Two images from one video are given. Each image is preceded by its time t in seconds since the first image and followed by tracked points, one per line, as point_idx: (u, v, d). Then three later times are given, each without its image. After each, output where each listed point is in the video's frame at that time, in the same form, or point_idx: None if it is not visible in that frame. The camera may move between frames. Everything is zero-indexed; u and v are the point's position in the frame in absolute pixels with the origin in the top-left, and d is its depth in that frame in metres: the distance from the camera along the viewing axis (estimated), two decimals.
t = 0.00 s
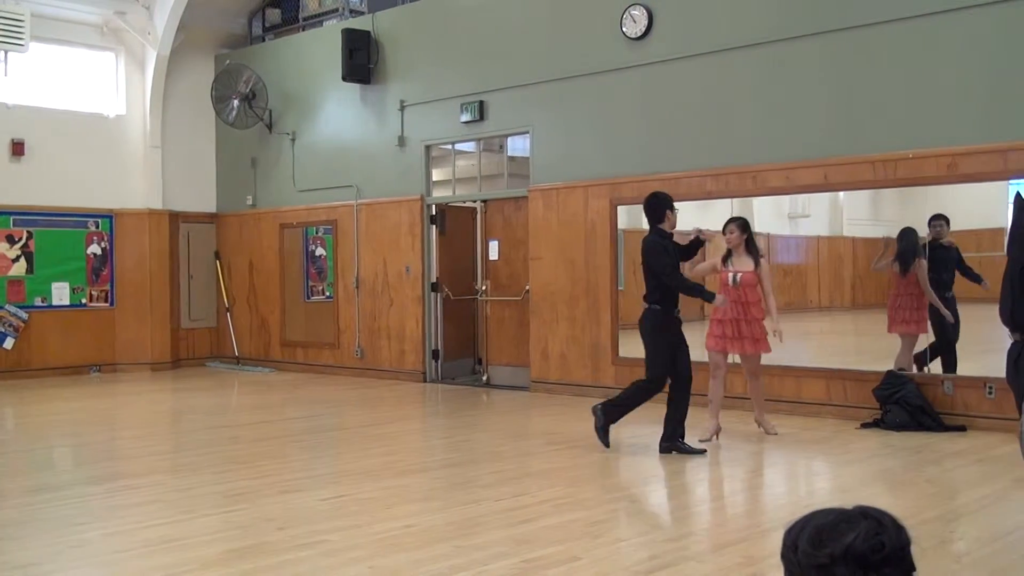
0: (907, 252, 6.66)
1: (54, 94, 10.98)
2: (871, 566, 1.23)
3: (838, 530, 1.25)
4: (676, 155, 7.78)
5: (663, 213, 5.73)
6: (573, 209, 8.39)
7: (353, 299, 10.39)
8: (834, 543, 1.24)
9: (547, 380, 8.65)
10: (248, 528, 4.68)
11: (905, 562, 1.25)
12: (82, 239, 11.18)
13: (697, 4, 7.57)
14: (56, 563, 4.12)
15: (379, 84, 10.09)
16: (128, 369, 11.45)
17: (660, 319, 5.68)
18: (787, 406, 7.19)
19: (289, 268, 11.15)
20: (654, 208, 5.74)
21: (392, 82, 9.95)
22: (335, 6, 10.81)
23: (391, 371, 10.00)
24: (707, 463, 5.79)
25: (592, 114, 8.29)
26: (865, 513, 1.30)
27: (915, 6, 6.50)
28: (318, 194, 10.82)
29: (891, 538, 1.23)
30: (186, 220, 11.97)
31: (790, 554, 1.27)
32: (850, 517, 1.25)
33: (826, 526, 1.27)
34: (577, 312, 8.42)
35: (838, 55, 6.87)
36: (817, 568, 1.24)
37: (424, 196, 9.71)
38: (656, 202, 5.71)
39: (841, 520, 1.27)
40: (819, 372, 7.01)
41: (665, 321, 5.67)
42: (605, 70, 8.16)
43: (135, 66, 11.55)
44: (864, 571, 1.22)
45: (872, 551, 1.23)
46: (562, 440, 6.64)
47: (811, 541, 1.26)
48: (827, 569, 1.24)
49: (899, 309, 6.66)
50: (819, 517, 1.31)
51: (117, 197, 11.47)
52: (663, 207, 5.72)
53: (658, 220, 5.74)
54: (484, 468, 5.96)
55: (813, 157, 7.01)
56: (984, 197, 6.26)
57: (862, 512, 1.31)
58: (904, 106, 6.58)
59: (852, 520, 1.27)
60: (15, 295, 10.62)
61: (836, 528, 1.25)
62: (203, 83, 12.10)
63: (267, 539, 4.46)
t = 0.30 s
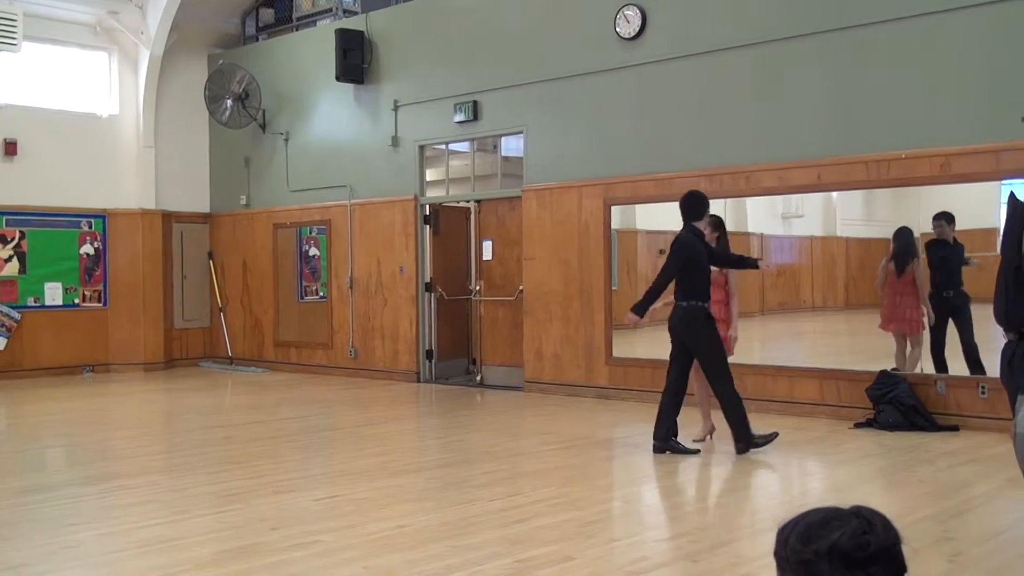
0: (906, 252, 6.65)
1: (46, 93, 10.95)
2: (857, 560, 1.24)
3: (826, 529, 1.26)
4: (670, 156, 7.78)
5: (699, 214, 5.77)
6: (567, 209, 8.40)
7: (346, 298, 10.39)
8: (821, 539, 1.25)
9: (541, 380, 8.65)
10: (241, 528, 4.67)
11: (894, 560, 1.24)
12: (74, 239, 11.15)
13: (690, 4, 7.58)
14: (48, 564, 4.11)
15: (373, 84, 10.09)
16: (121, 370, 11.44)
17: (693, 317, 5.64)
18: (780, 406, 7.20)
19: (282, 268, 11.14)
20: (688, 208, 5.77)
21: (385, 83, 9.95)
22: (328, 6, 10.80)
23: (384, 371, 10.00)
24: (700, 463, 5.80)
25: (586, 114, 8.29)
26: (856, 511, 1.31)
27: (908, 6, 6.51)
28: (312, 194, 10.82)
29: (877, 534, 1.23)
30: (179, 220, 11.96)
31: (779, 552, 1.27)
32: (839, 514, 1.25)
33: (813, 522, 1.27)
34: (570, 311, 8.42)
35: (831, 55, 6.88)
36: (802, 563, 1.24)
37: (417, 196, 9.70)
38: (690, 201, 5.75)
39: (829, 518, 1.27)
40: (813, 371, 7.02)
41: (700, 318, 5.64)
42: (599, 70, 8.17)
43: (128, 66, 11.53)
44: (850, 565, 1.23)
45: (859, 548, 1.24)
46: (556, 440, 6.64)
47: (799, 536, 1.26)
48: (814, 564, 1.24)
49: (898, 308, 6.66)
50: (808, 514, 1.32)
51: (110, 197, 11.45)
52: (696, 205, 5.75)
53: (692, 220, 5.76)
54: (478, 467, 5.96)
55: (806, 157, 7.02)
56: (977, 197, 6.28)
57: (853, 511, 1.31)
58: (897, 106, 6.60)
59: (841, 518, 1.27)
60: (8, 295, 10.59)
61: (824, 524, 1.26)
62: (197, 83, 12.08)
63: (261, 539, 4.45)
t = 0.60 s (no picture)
0: (900, 253, 6.70)
1: (41, 93, 10.94)
2: (855, 558, 1.24)
3: (821, 527, 1.26)
4: (666, 156, 7.78)
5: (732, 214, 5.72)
6: (563, 209, 8.39)
7: (342, 298, 10.38)
8: (816, 538, 1.25)
9: (537, 380, 8.65)
10: (237, 528, 4.67)
11: (890, 558, 1.25)
12: (70, 239, 11.14)
13: (686, 4, 7.59)
14: (43, 565, 4.11)
15: (368, 84, 10.08)
16: (116, 370, 11.43)
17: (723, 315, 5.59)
18: (776, 406, 7.20)
19: (278, 268, 11.13)
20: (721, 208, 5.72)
21: (381, 83, 9.95)
22: (324, 6, 10.79)
23: (380, 371, 9.99)
24: (696, 463, 5.81)
25: (582, 113, 8.29)
26: (855, 512, 1.31)
27: (903, 7, 6.52)
28: (307, 194, 10.81)
29: (875, 534, 1.24)
30: (174, 220, 11.94)
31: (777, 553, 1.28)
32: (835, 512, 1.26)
33: (810, 523, 1.28)
34: (567, 311, 8.42)
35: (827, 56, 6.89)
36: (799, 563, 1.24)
37: (413, 196, 9.70)
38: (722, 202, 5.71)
39: (825, 517, 1.28)
40: (809, 371, 7.02)
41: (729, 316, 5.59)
42: (595, 70, 8.17)
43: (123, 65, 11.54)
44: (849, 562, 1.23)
45: (855, 547, 1.24)
46: (551, 440, 6.64)
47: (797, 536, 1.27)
48: (814, 562, 1.25)
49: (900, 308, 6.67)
50: (805, 516, 1.32)
51: (106, 196, 11.44)
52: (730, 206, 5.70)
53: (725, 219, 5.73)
54: (474, 468, 5.96)
55: (802, 157, 7.02)
56: (973, 197, 6.27)
57: (851, 513, 1.31)
58: (893, 106, 6.60)
59: (837, 518, 1.27)
60: (4, 295, 10.58)
61: (820, 524, 1.26)
62: (192, 83, 12.07)
63: (257, 539, 4.45)
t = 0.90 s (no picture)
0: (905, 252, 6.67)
1: (44, 93, 10.95)
2: (858, 557, 1.24)
3: (823, 527, 1.26)
4: (668, 155, 7.79)
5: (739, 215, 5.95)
6: (566, 209, 8.39)
7: (345, 299, 10.39)
8: (819, 538, 1.25)
9: (539, 380, 8.65)
10: (239, 528, 4.68)
11: (894, 557, 1.25)
12: (73, 239, 11.16)
13: (689, 4, 7.58)
14: (45, 564, 4.11)
15: (371, 84, 10.09)
16: (120, 369, 11.44)
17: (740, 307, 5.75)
18: (779, 406, 7.19)
19: (281, 268, 11.14)
20: (731, 208, 5.94)
21: (383, 83, 9.95)
22: (327, 6, 10.78)
23: (383, 371, 10.00)
24: (698, 463, 5.81)
25: (584, 113, 8.29)
26: (858, 512, 1.30)
27: (905, 7, 6.52)
28: (310, 194, 10.82)
29: (875, 535, 1.23)
30: (177, 220, 11.95)
31: (777, 551, 1.28)
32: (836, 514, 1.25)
33: (811, 523, 1.27)
34: (569, 311, 8.42)
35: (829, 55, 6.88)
36: (802, 562, 1.25)
37: (416, 196, 9.70)
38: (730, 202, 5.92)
39: (827, 517, 1.28)
40: (812, 371, 7.01)
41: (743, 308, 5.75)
42: (597, 70, 8.17)
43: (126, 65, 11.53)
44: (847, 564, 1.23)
45: (858, 546, 1.24)
46: (554, 440, 6.65)
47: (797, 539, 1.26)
48: (817, 562, 1.25)
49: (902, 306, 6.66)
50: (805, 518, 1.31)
51: (109, 196, 11.45)
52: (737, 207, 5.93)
53: (737, 219, 5.93)
54: (476, 467, 5.97)
55: (804, 157, 7.02)
56: (976, 197, 6.26)
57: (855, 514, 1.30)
58: (895, 106, 6.59)
59: (838, 517, 1.27)
60: (8, 295, 10.60)
61: (820, 524, 1.26)
62: (195, 83, 12.08)
63: (259, 539, 4.45)
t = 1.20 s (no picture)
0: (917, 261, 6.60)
1: (59, 94, 11.01)
2: (868, 552, 1.25)
3: (834, 525, 1.27)
4: (680, 155, 7.78)
5: (734, 222, 6.05)
6: (579, 209, 8.38)
7: (358, 299, 10.40)
8: (831, 536, 1.26)
9: (552, 380, 8.65)
10: (252, 527, 4.69)
11: (904, 551, 1.26)
12: (88, 239, 11.20)
13: (701, 3, 7.56)
14: (60, 563, 4.13)
15: (384, 85, 10.10)
16: (134, 369, 11.49)
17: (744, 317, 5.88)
18: (792, 407, 7.17)
19: (294, 268, 11.17)
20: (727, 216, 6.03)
21: (396, 83, 9.97)
22: (340, 7, 10.79)
23: (395, 371, 10.01)
24: (712, 463, 5.80)
25: (596, 113, 8.28)
26: (866, 510, 1.31)
27: (919, 5, 6.48)
28: (323, 194, 10.84)
29: (880, 531, 1.25)
30: (191, 221, 11.99)
31: (788, 550, 1.29)
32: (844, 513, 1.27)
33: (821, 520, 1.29)
34: (582, 311, 8.41)
35: (842, 55, 6.86)
36: (814, 559, 1.25)
37: (428, 196, 9.71)
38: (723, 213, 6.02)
39: (838, 514, 1.29)
40: (825, 371, 6.99)
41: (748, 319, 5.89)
42: (609, 70, 8.16)
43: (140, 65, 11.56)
44: (855, 559, 1.24)
45: (870, 542, 1.25)
46: (567, 440, 6.64)
47: (806, 539, 1.28)
48: (828, 559, 1.26)
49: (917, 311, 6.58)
50: (811, 518, 1.32)
51: (123, 196, 11.50)
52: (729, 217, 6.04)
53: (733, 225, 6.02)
54: (489, 467, 5.97)
55: (817, 156, 7.00)
56: (991, 197, 6.22)
57: (863, 512, 1.31)
58: (909, 105, 6.56)
59: (848, 515, 1.28)
60: (23, 296, 10.66)
61: (829, 522, 1.28)
62: (209, 83, 12.12)
63: (272, 539, 4.46)
